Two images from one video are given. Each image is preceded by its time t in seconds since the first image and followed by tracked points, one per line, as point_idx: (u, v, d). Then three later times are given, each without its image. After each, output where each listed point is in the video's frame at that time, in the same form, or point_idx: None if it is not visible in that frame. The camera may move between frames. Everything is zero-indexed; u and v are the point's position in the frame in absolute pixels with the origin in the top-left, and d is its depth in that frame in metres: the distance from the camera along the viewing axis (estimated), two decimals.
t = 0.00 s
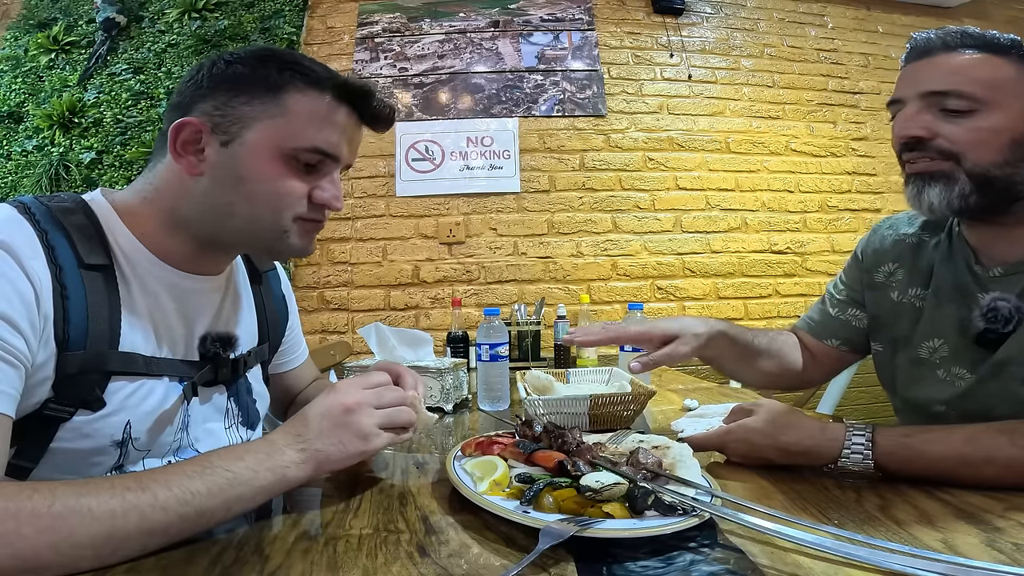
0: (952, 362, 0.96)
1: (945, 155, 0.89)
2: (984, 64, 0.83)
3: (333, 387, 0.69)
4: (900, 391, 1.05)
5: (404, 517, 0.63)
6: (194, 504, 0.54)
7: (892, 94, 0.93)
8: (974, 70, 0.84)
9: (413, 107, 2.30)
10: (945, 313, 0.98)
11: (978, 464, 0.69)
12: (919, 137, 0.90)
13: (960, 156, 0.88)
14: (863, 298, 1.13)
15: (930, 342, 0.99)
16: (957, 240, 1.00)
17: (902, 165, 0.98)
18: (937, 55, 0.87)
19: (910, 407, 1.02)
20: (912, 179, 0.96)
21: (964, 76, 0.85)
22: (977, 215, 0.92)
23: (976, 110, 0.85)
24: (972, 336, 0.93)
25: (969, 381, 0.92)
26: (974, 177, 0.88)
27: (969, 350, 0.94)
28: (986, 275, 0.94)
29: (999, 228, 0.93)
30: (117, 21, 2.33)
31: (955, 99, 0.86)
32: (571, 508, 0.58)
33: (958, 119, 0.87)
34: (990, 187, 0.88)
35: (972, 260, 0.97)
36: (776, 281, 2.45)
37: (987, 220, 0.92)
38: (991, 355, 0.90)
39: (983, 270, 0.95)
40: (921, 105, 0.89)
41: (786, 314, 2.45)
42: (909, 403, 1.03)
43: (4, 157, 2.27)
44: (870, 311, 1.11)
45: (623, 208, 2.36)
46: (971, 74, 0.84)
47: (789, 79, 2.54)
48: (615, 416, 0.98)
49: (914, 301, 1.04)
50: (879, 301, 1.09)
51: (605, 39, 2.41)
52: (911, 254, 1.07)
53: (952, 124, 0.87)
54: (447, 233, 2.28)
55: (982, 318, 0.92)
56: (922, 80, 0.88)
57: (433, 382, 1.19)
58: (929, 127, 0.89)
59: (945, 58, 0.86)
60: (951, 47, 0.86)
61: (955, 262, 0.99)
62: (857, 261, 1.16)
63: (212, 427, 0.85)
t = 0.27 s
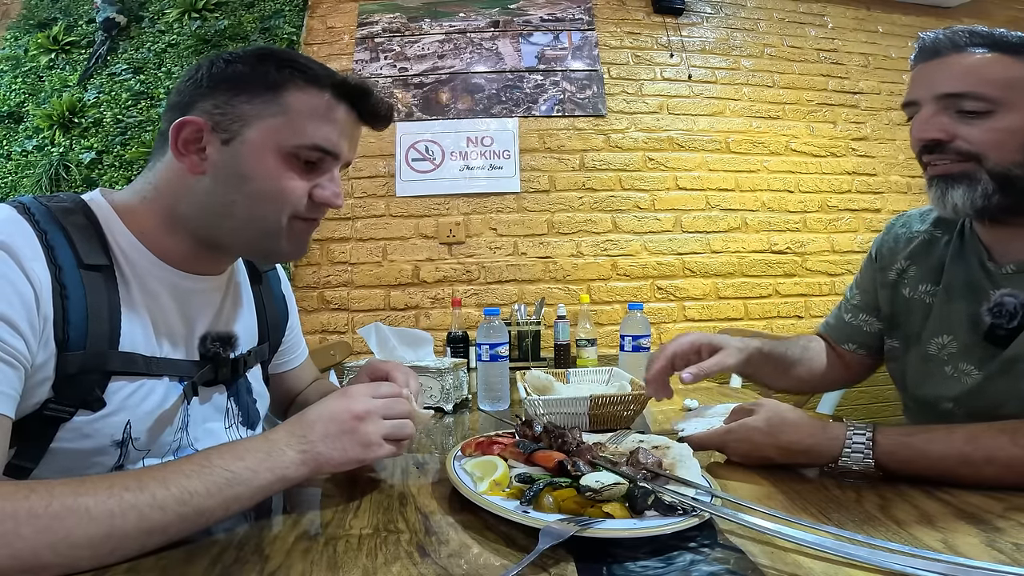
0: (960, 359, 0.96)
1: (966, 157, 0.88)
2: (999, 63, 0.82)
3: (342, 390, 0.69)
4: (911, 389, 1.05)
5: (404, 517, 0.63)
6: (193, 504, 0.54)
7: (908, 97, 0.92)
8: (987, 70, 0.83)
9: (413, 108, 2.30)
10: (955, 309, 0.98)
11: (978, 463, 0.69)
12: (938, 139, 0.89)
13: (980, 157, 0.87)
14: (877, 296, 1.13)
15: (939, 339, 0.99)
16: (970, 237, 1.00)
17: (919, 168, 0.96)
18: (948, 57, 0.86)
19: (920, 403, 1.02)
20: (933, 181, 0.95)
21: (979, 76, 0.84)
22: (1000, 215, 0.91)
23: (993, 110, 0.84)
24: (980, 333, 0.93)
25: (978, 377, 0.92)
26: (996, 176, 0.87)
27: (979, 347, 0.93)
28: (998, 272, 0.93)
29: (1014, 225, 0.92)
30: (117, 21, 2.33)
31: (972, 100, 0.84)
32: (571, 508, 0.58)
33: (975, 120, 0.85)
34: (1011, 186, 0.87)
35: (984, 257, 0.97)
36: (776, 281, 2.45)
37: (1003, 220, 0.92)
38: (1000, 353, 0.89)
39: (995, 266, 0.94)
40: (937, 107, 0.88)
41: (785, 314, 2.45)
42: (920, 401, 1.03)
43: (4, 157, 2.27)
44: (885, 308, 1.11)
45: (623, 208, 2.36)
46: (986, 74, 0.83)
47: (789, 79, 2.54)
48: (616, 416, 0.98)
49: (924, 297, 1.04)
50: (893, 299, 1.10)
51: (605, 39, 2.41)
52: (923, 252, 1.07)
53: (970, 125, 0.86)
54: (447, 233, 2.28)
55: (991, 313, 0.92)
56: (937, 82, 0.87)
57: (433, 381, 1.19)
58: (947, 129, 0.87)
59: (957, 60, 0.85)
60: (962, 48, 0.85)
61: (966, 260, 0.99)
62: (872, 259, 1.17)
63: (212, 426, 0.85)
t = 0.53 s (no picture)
0: (966, 358, 0.95)
1: (970, 158, 0.87)
2: (1004, 63, 0.81)
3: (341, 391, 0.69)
4: (923, 389, 1.05)
5: (404, 517, 0.63)
6: (194, 504, 0.54)
7: (913, 97, 0.91)
8: (993, 70, 0.82)
9: (413, 108, 2.30)
10: (962, 310, 0.98)
11: (978, 462, 0.69)
12: (943, 139, 0.88)
13: (983, 157, 0.86)
14: (895, 300, 1.15)
15: (946, 339, 1.00)
16: (980, 240, 1.00)
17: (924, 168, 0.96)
18: (954, 56, 0.85)
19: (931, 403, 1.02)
20: (938, 181, 0.94)
21: (984, 75, 0.83)
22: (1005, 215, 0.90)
23: (998, 110, 0.83)
24: (984, 333, 0.93)
25: (981, 375, 0.92)
26: (1000, 176, 0.86)
27: (986, 346, 0.93)
28: (1003, 273, 0.93)
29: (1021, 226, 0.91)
30: (117, 21, 2.33)
31: (977, 99, 0.84)
32: (571, 508, 0.58)
33: (980, 119, 0.84)
34: (1015, 185, 0.86)
35: (993, 258, 0.97)
36: (776, 281, 2.45)
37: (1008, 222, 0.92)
38: (1004, 352, 0.88)
39: (1002, 267, 0.94)
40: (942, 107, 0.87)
41: (785, 314, 2.45)
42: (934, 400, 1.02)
43: (4, 157, 2.27)
44: (901, 309, 1.14)
45: (623, 208, 2.35)
46: (991, 73, 0.82)
47: (789, 79, 2.54)
48: (616, 416, 0.98)
49: (931, 297, 1.05)
50: (908, 301, 1.12)
51: (605, 39, 2.41)
52: (935, 253, 1.08)
53: (975, 125, 0.85)
54: (447, 233, 2.28)
55: (996, 314, 0.91)
56: (942, 82, 0.86)
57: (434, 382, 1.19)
58: (952, 129, 0.86)
59: (963, 59, 0.84)
60: (967, 47, 0.84)
61: (975, 260, 0.99)
62: (894, 264, 1.19)
63: (211, 427, 0.85)
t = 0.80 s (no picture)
0: (973, 357, 0.96)
1: (956, 167, 0.86)
2: (988, 70, 0.81)
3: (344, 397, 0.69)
4: (931, 388, 1.05)
5: (404, 517, 0.63)
6: (194, 505, 0.54)
7: (905, 105, 0.91)
8: (979, 77, 0.81)
9: (413, 108, 2.30)
10: (971, 309, 0.97)
11: (979, 460, 0.69)
12: (931, 147, 0.87)
13: (971, 165, 0.85)
14: (904, 298, 1.15)
15: (954, 337, 1.00)
16: (986, 239, 1.00)
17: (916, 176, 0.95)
18: (939, 65, 0.85)
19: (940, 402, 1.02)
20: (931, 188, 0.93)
21: (969, 83, 0.82)
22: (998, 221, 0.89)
23: (983, 117, 0.82)
24: (992, 332, 0.93)
25: (990, 376, 0.91)
26: (987, 185, 0.85)
27: (994, 346, 0.93)
28: (1011, 272, 0.93)
29: None
30: (118, 21, 2.33)
31: (962, 106, 0.83)
32: (571, 508, 0.58)
33: (967, 127, 0.83)
34: (1005, 194, 0.85)
35: (1003, 258, 0.96)
36: (776, 281, 2.45)
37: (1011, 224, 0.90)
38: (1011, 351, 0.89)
39: (1013, 267, 0.93)
40: (930, 114, 0.86)
41: (785, 314, 2.45)
42: (943, 399, 1.02)
43: (4, 157, 2.27)
44: (909, 307, 1.13)
45: (623, 208, 2.36)
46: (976, 80, 0.81)
47: (789, 79, 2.54)
48: (616, 416, 0.98)
49: (939, 295, 1.05)
50: (917, 299, 1.12)
51: (605, 39, 2.41)
52: (944, 252, 1.08)
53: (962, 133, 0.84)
54: (447, 233, 2.28)
55: (1003, 313, 0.91)
56: (928, 90, 0.86)
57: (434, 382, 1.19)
58: (940, 136, 0.85)
59: (949, 66, 0.83)
60: (951, 54, 0.83)
61: (983, 259, 0.99)
62: (904, 262, 1.18)
63: (209, 426, 0.85)
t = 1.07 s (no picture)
0: (978, 356, 0.96)
1: (958, 172, 0.84)
2: (982, 74, 0.78)
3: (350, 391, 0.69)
4: (933, 386, 1.06)
5: (404, 517, 0.63)
6: (194, 505, 0.54)
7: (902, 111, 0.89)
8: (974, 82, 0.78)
9: (413, 108, 2.30)
10: (977, 308, 0.97)
11: (982, 454, 0.69)
12: (933, 154, 0.84)
13: (974, 170, 0.83)
14: (910, 296, 1.15)
15: (959, 336, 1.00)
16: (995, 238, 0.99)
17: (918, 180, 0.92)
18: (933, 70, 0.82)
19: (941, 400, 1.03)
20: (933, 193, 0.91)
21: (964, 88, 0.79)
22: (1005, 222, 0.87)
23: (981, 123, 0.79)
24: (998, 331, 0.93)
25: (995, 375, 0.92)
26: (992, 189, 0.83)
27: (999, 346, 0.93)
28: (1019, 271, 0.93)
29: None
30: (117, 21, 2.33)
31: (959, 113, 0.80)
32: (571, 508, 0.58)
33: (966, 133, 0.81)
34: (1013, 197, 0.83)
35: (1011, 257, 0.96)
36: (776, 281, 2.45)
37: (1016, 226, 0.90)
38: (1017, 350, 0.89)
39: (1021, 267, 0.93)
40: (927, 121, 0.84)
41: (785, 314, 2.45)
42: (944, 396, 1.03)
43: (4, 157, 2.27)
44: (916, 305, 1.13)
45: (623, 208, 2.36)
46: (972, 85, 0.79)
47: (789, 79, 2.54)
48: (616, 416, 0.98)
49: (945, 293, 1.05)
50: (922, 296, 1.12)
51: (605, 39, 2.41)
52: (950, 250, 1.08)
53: (961, 138, 0.82)
54: (447, 233, 2.28)
55: (1010, 313, 0.91)
56: (925, 96, 0.83)
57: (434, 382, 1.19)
58: (939, 143, 0.83)
59: (944, 71, 0.81)
60: (943, 59, 0.81)
61: (990, 258, 0.99)
62: (910, 259, 1.18)
63: (208, 426, 0.85)
